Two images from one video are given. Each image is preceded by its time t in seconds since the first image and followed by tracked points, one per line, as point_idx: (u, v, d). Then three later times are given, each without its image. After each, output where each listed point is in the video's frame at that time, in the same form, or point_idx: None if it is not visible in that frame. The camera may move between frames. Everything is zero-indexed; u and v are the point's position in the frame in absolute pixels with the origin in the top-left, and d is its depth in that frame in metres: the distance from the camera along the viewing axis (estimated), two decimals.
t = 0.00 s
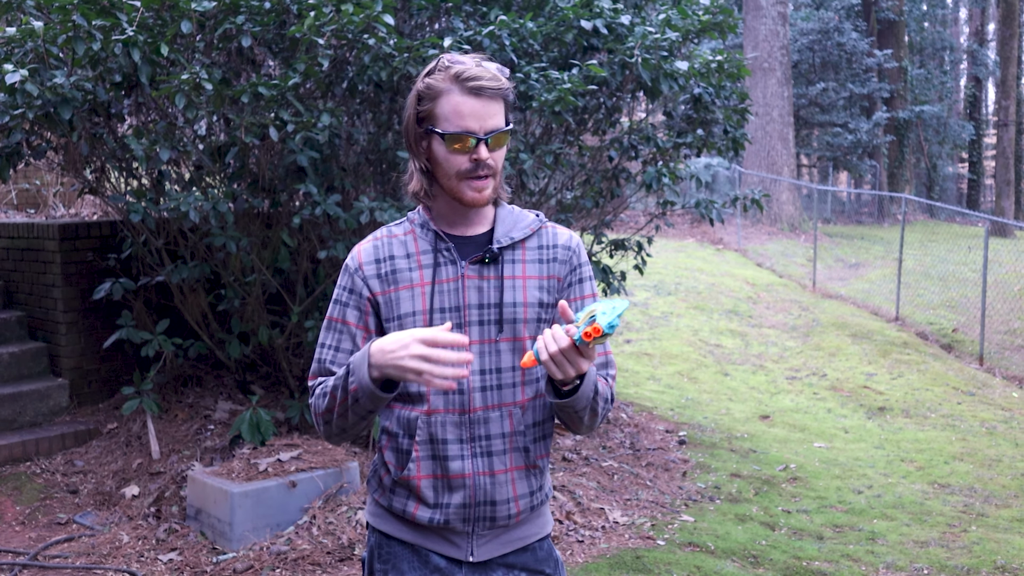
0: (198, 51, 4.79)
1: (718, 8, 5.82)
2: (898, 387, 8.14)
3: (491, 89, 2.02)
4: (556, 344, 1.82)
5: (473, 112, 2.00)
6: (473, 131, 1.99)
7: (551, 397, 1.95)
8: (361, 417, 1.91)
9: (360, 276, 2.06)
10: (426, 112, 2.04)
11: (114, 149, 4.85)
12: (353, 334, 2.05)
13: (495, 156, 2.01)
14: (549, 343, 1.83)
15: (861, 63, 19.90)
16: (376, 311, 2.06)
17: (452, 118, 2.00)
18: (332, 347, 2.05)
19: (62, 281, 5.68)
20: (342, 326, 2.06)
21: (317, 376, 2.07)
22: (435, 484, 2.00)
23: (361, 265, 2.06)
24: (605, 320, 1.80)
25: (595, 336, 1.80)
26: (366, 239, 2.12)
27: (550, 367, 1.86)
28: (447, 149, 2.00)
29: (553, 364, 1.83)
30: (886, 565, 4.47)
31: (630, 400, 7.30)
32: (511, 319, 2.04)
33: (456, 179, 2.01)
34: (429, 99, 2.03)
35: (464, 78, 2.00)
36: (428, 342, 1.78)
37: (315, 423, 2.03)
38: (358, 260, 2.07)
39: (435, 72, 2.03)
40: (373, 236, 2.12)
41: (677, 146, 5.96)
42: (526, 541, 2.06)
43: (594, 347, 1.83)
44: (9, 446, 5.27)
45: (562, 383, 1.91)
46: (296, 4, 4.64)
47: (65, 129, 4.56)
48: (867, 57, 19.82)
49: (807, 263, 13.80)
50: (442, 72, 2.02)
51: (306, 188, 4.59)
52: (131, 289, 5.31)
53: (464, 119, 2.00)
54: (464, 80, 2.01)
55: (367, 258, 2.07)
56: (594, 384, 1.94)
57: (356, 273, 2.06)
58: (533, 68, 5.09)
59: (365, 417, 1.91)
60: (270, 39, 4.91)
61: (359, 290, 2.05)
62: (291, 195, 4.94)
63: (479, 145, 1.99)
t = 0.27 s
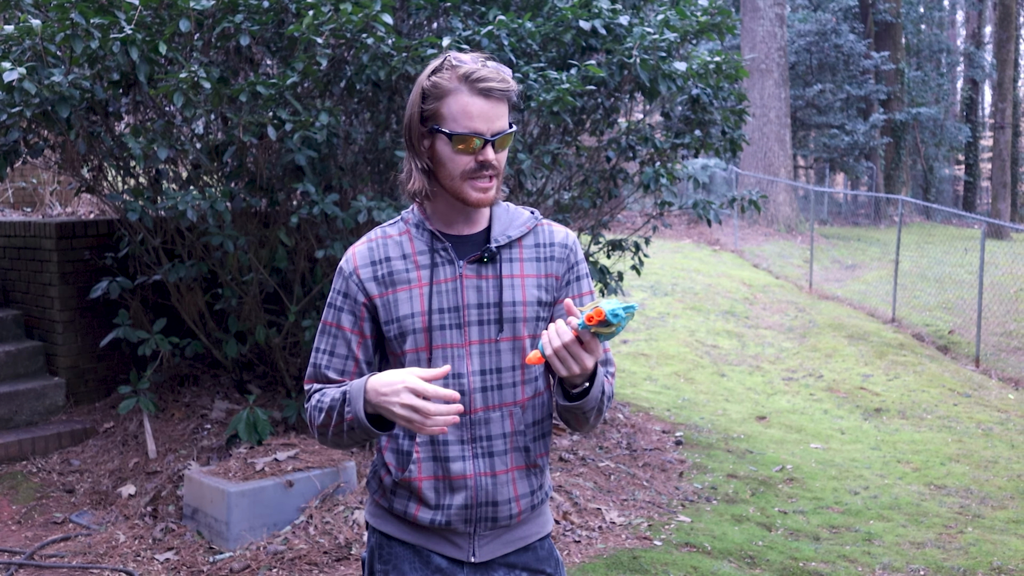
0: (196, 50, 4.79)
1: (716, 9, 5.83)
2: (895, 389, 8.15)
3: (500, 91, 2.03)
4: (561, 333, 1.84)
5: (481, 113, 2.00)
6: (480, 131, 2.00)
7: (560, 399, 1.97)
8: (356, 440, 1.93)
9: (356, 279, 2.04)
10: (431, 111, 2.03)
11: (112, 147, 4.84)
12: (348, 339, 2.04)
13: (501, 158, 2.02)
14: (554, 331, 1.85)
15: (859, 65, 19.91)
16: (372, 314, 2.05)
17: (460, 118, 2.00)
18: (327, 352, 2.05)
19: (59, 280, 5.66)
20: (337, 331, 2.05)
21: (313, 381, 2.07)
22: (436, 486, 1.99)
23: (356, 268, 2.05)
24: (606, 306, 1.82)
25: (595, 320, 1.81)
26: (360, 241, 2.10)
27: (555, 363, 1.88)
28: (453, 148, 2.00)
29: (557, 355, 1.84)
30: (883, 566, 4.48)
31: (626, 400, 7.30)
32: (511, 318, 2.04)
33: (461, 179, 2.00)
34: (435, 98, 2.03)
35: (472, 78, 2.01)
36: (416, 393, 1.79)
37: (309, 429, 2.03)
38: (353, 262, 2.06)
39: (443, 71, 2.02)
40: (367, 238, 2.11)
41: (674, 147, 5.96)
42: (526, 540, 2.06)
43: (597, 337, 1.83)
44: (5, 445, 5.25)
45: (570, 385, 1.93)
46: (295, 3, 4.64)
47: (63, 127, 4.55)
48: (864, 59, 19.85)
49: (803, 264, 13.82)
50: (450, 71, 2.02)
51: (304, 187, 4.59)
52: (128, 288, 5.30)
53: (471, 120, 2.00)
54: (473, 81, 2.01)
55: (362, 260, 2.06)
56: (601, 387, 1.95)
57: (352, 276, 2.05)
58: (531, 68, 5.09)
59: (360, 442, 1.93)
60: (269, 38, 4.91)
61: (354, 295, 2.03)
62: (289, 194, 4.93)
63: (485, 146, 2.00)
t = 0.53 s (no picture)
0: (194, 51, 4.78)
1: (714, 10, 5.84)
2: (892, 389, 8.16)
3: (496, 92, 2.03)
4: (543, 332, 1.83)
5: (477, 114, 2.01)
6: (476, 133, 2.00)
7: (556, 400, 1.97)
8: (387, 442, 1.86)
9: (357, 281, 2.02)
10: (427, 111, 2.03)
11: (110, 148, 4.84)
12: (355, 341, 2.00)
13: (497, 159, 2.02)
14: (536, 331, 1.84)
15: (856, 65, 19.92)
16: (375, 316, 2.03)
17: (455, 119, 2.00)
18: (335, 355, 1.99)
19: (56, 281, 5.66)
20: (342, 334, 2.00)
21: (322, 385, 1.99)
22: (437, 488, 1.99)
23: (356, 271, 2.03)
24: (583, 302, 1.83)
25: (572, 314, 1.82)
26: (358, 244, 2.09)
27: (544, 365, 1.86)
28: (449, 149, 2.00)
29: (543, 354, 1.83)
30: (882, 566, 4.48)
31: (625, 401, 7.30)
32: (510, 319, 2.05)
33: (457, 180, 2.01)
34: (431, 98, 2.02)
35: (468, 79, 2.00)
36: (468, 378, 1.78)
37: (324, 436, 1.95)
38: (353, 265, 2.04)
39: (438, 71, 2.01)
40: (364, 240, 2.09)
41: (672, 147, 5.97)
42: (528, 541, 2.06)
43: (580, 333, 1.82)
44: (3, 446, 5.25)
45: (565, 386, 1.93)
46: (293, 4, 4.64)
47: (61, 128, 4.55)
48: (861, 59, 19.88)
49: (801, 265, 13.83)
50: (446, 71, 2.01)
51: (303, 188, 4.59)
52: (126, 289, 5.30)
53: (468, 121, 2.00)
54: (469, 81, 2.01)
55: (362, 263, 2.03)
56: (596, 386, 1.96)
57: (353, 279, 2.02)
58: (530, 69, 5.10)
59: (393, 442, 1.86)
60: (267, 39, 4.91)
61: (358, 296, 2.00)
62: (287, 195, 4.93)
63: (481, 146, 2.00)
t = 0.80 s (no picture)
0: (195, 49, 4.79)
1: (715, 11, 5.85)
2: (891, 391, 8.17)
3: (500, 91, 2.03)
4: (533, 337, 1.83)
5: (480, 112, 2.01)
6: (479, 131, 2.00)
7: (552, 403, 1.97)
8: (399, 434, 1.85)
9: (359, 279, 2.01)
10: (430, 109, 2.03)
11: (111, 146, 4.84)
12: (357, 338, 1.98)
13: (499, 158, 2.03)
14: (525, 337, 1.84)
15: (856, 67, 19.95)
16: (377, 315, 2.02)
17: (459, 118, 2.00)
18: (337, 352, 1.97)
19: (56, 278, 5.66)
20: (344, 331, 1.99)
21: (324, 382, 1.96)
22: (438, 488, 2.00)
23: (358, 269, 2.02)
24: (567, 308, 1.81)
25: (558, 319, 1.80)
26: (358, 243, 2.08)
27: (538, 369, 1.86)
28: (452, 148, 2.00)
29: (536, 359, 1.82)
30: (880, 568, 4.48)
31: (624, 401, 7.31)
32: (510, 319, 2.06)
33: (459, 179, 2.01)
34: (435, 96, 2.02)
35: (472, 78, 2.00)
36: (491, 359, 1.82)
37: (328, 431, 1.93)
38: (354, 263, 2.03)
39: (442, 69, 2.01)
40: (365, 239, 2.09)
41: (673, 148, 5.97)
42: (529, 542, 2.07)
43: (569, 337, 1.81)
44: (2, 444, 5.25)
45: (560, 389, 1.92)
46: (294, 3, 4.64)
47: (62, 126, 4.55)
48: (861, 61, 19.88)
49: (800, 266, 13.84)
50: (450, 68, 2.01)
51: (303, 187, 4.59)
52: (126, 287, 5.30)
53: (471, 119, 2.00)
54: (473, 80, 2.01)
55: (363, 261, 2.03)
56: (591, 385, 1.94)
57: (354, 276, 2.01)
58: (531, 69, 5.10)
59: (404, 434, 1.85)
60: (268, 38, 4.91)
61: (360, 294, 2.00)
62: (288, 194, 4.93)
63: (484, 145, 2.00)
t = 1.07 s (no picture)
0: (206, 53, 4.81)
1: (724, 13, 5.86)
2: (901, 392, 8.14)
3: (509, 89, 2.03)
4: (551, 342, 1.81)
5: (488, 109, 2.01)
6: (486, 128, 2.00)
7: (566, 406, 1.97)
8: (423, 434, 1.86)
9: (368, 280, 2.02)
10: (439, 105, 2.04)
11: (122, 150, 4.86)
12: (367, 338, 1.99)
13: (504, 156, 2.03)
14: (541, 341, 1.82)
15: (864, 68, 19.90)
16: (385, 315, 2.03)
17: (467, 114, 2.01)
18: (349, 352, 1.98)
19: (68, 281, 5.68)
20: (355, 332, 1.99)
21: (342, 382, 1.97)
22: (448, 490, 2.00)
23: (367, 270, 2.03)
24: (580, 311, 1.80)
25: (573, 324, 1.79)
26: (368, 244, 2.09)
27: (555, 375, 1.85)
28: (458, 143, 2.00)
29: (555, 365, 1.81)
30: (892, 570, 4.47)
31: (633, 404, 7.30)
32: (517, 320, 2.06)
33: (463, 174, 2.01)
34: (445, 92, 2.03)
35: (483, 75, 2.01)
36: (514, 361, 1.83)
37: (347, 432, 1.94)
38: (364, 263, 2.04)
39: (454, 67, 2.03)
40: (375, 241, 2.10)
41: (682, 150, 5.96)
42: (539, 543, 2.07)
43: (584, 341, 1.80)
44: (14, 446, 5.27)
45: (575, 392, 1.92)
46: (304, 6, 4.66)
47: (74, 130, 4.57)
48: (869, 62, 19.83)
49: (809, 268, 13.80)
50: (461, 65, 2.03)
51: (313, 190, 4.60)
52: (137, 290, 5.32)
53: (478, 116, 2.00)
54: (483, 77, 2.02)
55: (373, 262, 2.04)
56: (604, 387, 1.95)
57: (364, 277, 2.02)
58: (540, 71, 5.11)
59: (428, 435, 1.86)
60: (278, 41, 4.93)
61: (369, 294, 2.00)
62: (298, 197, 4.95)
63: (490, 143, 2.00)
